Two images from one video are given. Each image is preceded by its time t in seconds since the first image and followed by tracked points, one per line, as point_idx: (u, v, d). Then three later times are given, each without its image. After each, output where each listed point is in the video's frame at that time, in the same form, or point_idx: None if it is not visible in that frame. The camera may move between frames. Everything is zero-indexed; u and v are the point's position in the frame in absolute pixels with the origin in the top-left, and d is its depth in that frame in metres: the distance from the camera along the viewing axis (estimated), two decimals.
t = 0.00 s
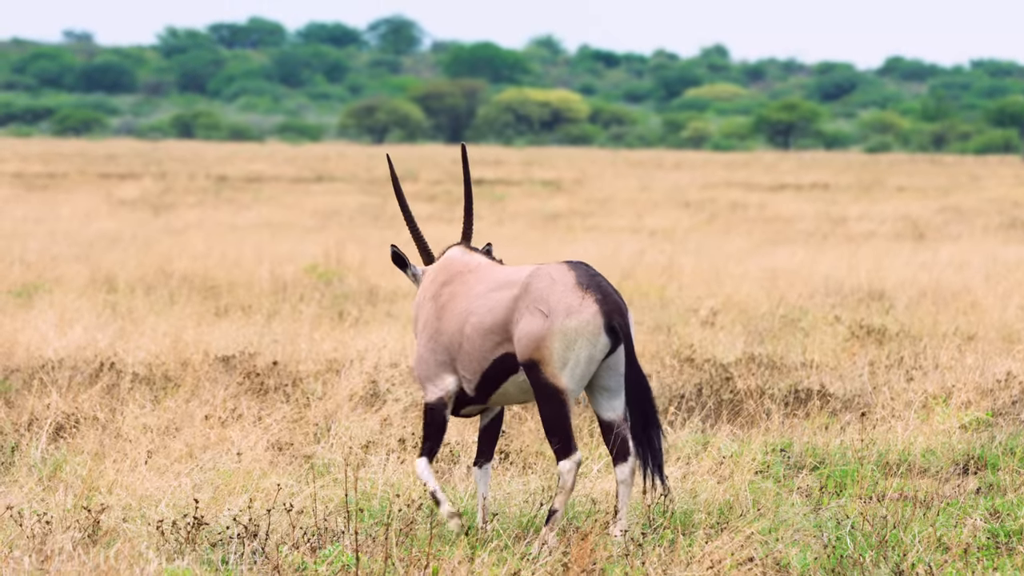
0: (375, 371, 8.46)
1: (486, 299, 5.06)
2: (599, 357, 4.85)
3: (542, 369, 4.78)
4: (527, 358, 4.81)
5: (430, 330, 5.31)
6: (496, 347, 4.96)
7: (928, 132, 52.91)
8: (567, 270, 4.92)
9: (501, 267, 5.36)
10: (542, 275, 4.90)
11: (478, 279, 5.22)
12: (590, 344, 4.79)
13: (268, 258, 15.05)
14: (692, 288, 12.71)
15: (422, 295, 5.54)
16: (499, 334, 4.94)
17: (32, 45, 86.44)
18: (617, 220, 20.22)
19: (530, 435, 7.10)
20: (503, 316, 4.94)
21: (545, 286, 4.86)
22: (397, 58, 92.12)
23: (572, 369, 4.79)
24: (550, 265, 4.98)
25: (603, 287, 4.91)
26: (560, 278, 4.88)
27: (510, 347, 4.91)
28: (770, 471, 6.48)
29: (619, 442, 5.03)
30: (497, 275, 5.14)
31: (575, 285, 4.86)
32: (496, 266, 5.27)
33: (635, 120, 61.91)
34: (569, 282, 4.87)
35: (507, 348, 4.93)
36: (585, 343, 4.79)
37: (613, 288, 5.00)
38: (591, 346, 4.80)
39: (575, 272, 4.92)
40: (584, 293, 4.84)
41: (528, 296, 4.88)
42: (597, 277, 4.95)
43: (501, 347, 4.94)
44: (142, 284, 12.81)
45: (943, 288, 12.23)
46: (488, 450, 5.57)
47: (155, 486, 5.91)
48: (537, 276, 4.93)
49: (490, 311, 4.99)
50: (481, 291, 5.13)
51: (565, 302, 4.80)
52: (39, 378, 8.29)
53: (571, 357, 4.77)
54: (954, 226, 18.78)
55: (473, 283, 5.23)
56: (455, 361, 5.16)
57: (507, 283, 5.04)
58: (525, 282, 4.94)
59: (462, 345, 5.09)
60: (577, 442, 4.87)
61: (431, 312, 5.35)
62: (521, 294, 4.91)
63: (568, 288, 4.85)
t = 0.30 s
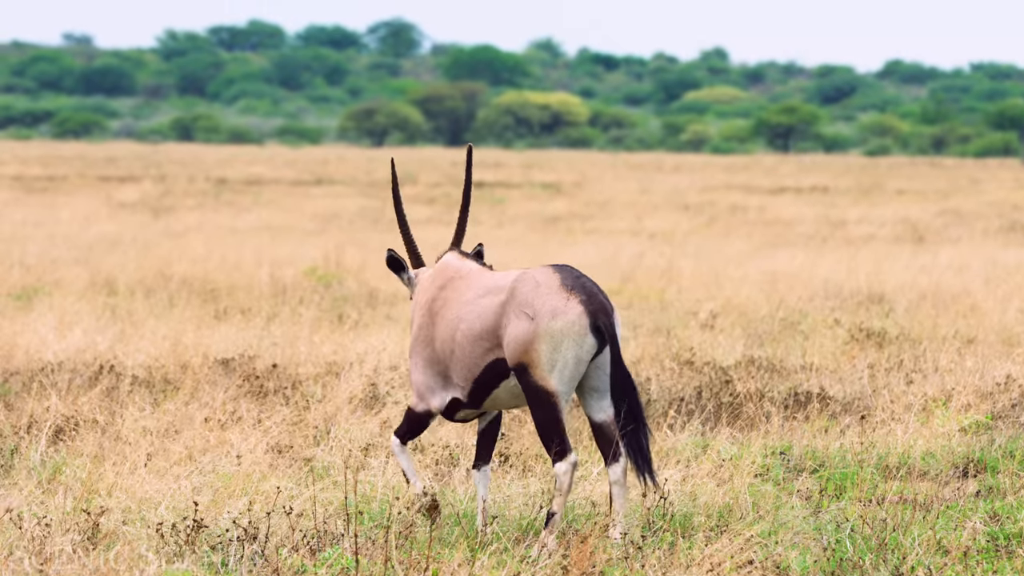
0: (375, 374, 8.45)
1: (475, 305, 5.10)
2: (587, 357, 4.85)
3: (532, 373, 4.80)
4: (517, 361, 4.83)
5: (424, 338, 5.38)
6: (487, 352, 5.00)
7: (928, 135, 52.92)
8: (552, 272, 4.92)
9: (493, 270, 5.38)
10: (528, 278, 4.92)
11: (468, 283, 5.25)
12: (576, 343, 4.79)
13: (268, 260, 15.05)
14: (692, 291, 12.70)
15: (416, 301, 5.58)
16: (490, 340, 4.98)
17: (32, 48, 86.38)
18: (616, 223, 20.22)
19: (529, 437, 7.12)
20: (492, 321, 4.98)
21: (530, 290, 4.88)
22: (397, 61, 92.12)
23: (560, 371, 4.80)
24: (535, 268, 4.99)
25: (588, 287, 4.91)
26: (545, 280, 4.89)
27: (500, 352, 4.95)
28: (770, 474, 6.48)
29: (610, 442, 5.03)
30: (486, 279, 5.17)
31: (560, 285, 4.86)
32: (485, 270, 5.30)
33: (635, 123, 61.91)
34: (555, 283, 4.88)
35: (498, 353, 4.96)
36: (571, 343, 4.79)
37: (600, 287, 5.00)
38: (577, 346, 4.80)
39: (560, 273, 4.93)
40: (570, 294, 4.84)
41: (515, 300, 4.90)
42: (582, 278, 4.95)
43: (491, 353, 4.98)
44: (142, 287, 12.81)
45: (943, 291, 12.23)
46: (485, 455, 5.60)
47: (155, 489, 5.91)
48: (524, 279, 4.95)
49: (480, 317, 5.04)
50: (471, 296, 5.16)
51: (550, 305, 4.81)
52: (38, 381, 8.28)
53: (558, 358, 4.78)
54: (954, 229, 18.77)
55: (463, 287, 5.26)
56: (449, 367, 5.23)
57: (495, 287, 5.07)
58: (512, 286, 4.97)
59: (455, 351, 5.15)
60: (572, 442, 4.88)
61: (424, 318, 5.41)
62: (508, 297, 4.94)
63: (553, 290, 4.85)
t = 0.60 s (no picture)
0: (378, 375, 8.47)
1: (465, 307, 5.13)
2: (573, 358, 4.86)
3: (520, 374, 4.82)
4: (505, 363, 4.86)
5: (418, 345, 5.42)
6: (474, 356, 5.02)
7: (931, 137, 52.85)
8: (540, 274, 4.97)
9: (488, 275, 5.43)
10: (515, 281, 4.97)
11: (461, 288, 5.30)
12: (562, 344, 4.82)
13: (271, 262, 15.08)
14: (695, 293, 12.71)
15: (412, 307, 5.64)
16: (478, 343, 5.00)
17: (36, 49, 86.59)
18: (619, 225, 20.24)
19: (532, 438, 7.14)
20: (480, 324, 5.00)
21: (517, 292, 4.92)
22: (400, 62, 92.20)
23: (548, 371, 4.81)
24: (523, 271, 5.04)
25: (575, 289, 4.95)
26: (533, 282, 4.94)
27: (488, 355, 4.97)
28: (773, 476, 6.48)
29: (598, 442, 5.06)
30: (477, 284, 5.21)
31: (547, 287, 4.91)
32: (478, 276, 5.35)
33: (638, 125, 61.87)
34: (542, 285, 4.92)
35: (487, 356, 4.97)
36: (557, 343, 4.81)
37: (588, 290, 5.04)
38: (564, 347, 4.82)
39: (548, 276, 4.97)
40: (555, 296, 4.88)
41: (503, 302, 4.94)
42: (569, 281, 4.99)
43: (480, 355, 4.99)
44: (145, 289, 12.83)
45: (946, 293, 12.22)
46: (486, 458, 5.62)
47: (160, 491, 5.92)
48: (512, 282, 4.99)
49: (468, 319, 5.06)
50: (462, 300, 5.20)
51: (536, 306, 4.84)
52: (42, 383, 8.30)
53: (544, 359, 4.79)
54: (957, 231, 18.77)
55: (455, 292, 5.32)
56: (441, 372, 5.25)
57: (485, 290, 5.12)
58: (501, 289, 5.01)
59: (445, 354, 5.17)
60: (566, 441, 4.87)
61: (420, 323, 5.45)
62: (496, 300, 4.98)
63: (540, 291, 4.90)
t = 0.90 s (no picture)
0: (387, 377, 8.48)
1: (463, 311, 5.19)
2: (567, 358, 4.87)
3: (516, 377, 4.84)
4: (501, 366, 4.89)
5: (422, 349, 5.47)
6: (472, 359, 5.08)
7: (940, 139, 52.78)
8: (531, 275, 4.98)
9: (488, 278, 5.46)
10: (507, 282, 4.98)
11: (462, 291, 5.34)
12: (554, 344, 4.82)
13: (280, 263, 15.11)
14: (704, 295, 12.72)
15: (413, 308, 5.67)
16: (476, 346, 5.05)
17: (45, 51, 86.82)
18: (628, 227, 20.23)
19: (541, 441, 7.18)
20: (477, 326, 5.05)
21: (509, 293, 4.93)
22: (409, 64, 92.25)
23: (542, 372, 4.82)
24: (515, 273, 5.06)
25: (567, 290, 4.95)
26: (525, 283, 4.95)
27: (485, 358, 5.02)
28: (782, 478, 6.48)
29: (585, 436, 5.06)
30: (477, 287, 5.24)
31: (539, 288, 4.92)
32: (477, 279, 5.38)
33: (646, 126, 61.82)
34: (534, 286, 4.93)
35: (484, 359, 5.03)
36: (549, 342, 4.82)
37: (580, 290, 5.04)
38: (557, 347, 4.83)
39: (540, 277, 4.98)
40: (547, 296, 4.88)
41: (496, 305, 4.96)
42: (562, 281, 5.00)
43: (477, 359, 5.06)
44: (153, 290, 12.86)
45: (956, 295, 12.21)
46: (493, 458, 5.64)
47: (169, 493, 5.94)
48: (505, 284, 5.02)
49: (467, 322, 5.11)
50: (461, 304, 5.25)
51: (527, 307, 4.85)
52: (52, 384, 8.33)
53: (538, 360, 4.81)
54: (966, 232, 18.75)
55: (455, 295, 5.36)
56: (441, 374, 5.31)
57: (483, 294, 5.15)
58: (495, 292, 5.03)
59: (444, 358, 5.23)
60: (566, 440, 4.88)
61: (422, 327, 5.49)
62: (491, 303, 5.01)
63: (532, 292, 4.91)
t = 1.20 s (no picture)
0: (400, 381, 8.51)
1: (463, 312, 5.27)
2: (560, 364, 4.94)
3: (510, 381, 4.92)
4: (497, 371, 4.96)
5: (424, 346, 5.55)
6: (471, 360, 5.17)
7: (955, 141, 52.62)
8: (529, 281, 5.06)
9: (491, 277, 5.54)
10: (506, 287, 5.06)
11: (463, 291, 5.42)
12: (547, 350, 4.89)
13: (294, 266, 15.15)
14: (718, 298, 12.72)
15: (414, 310, 5.75)
16: (475, 349, 5.14)
17: (60, 53, 87.15)
18: (642, 229, 20.23)
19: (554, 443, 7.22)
20: (476, 330, 5.13)
21: (506, 299, 5.01)
22: (423, 66, 92.32)
23: (536, 377, 4.89)
24: (514, 278, 5.14)
25: (563, 297, 5.02)
26: (522, 289, 5.02)
27: (485, 360, 5.11)
28: (795, 481, 6.49)
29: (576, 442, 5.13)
30: (477, 290, 5.32)
31: (535, 294, 4.99)
32: (480, 277, 5.46)
33: (660, 129, 61.73)
34: (530, 292, 5.00)
35: (483, 361, 5.12)
36: (542, 349, 4.89)
37: (577, 298, 5.10)
38: (550, 354, 4.90)
39: (538, 283, 5.05)
40: (542, 304, 4.96)
41: (494, 309, 5.05)
42: (558, 288, 5.07)
43: (475, 359, 5.15)
44: (167, 292, 12.92)
45: (969, 298, 12.19)
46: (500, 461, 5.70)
47: (183, 495, 5.98)
48: (503, 288, 5.09)
49: (465, 324, 5.20)
50: (462, 304, 5.33)
51: (522, 313, 4.93)
52: (66, 387, 8.37)
53: (531, 365, 4.88)
54: (980, 235, 18.72)
55: (456, 293, 5.45)
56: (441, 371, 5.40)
57: (483, 295, 5.24)
58: (493, 297, 5.11)
59: (445, 357, 5.31)
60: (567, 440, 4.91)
61: (425, 326, 5.57)
62: (489, 307, 5.09)
63: (528, 298, 4.98)
